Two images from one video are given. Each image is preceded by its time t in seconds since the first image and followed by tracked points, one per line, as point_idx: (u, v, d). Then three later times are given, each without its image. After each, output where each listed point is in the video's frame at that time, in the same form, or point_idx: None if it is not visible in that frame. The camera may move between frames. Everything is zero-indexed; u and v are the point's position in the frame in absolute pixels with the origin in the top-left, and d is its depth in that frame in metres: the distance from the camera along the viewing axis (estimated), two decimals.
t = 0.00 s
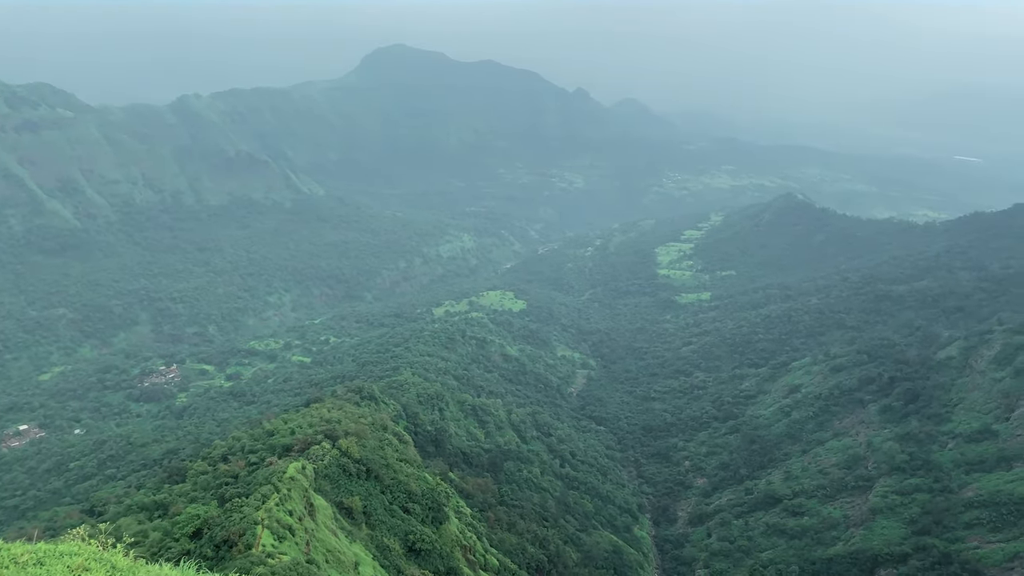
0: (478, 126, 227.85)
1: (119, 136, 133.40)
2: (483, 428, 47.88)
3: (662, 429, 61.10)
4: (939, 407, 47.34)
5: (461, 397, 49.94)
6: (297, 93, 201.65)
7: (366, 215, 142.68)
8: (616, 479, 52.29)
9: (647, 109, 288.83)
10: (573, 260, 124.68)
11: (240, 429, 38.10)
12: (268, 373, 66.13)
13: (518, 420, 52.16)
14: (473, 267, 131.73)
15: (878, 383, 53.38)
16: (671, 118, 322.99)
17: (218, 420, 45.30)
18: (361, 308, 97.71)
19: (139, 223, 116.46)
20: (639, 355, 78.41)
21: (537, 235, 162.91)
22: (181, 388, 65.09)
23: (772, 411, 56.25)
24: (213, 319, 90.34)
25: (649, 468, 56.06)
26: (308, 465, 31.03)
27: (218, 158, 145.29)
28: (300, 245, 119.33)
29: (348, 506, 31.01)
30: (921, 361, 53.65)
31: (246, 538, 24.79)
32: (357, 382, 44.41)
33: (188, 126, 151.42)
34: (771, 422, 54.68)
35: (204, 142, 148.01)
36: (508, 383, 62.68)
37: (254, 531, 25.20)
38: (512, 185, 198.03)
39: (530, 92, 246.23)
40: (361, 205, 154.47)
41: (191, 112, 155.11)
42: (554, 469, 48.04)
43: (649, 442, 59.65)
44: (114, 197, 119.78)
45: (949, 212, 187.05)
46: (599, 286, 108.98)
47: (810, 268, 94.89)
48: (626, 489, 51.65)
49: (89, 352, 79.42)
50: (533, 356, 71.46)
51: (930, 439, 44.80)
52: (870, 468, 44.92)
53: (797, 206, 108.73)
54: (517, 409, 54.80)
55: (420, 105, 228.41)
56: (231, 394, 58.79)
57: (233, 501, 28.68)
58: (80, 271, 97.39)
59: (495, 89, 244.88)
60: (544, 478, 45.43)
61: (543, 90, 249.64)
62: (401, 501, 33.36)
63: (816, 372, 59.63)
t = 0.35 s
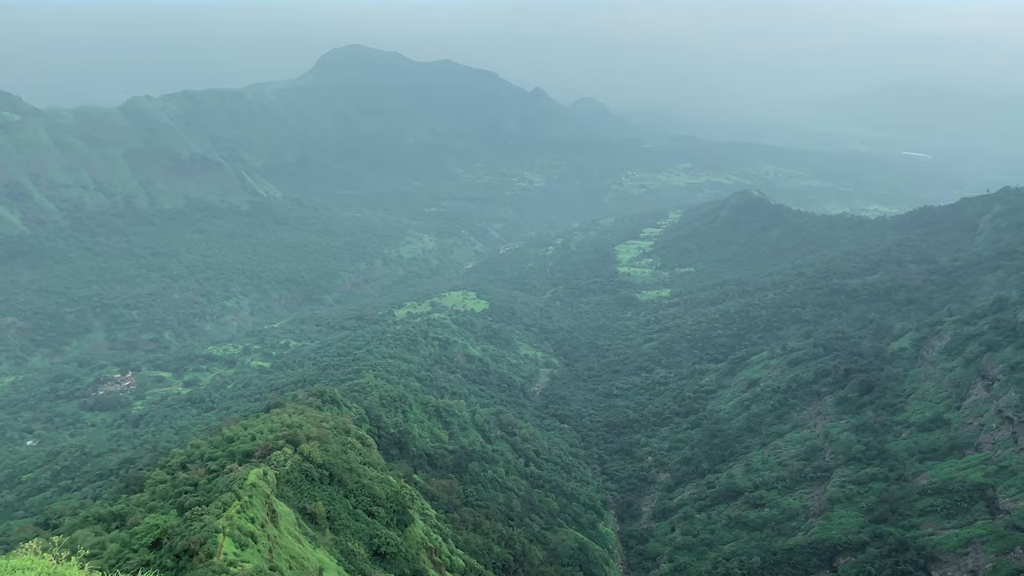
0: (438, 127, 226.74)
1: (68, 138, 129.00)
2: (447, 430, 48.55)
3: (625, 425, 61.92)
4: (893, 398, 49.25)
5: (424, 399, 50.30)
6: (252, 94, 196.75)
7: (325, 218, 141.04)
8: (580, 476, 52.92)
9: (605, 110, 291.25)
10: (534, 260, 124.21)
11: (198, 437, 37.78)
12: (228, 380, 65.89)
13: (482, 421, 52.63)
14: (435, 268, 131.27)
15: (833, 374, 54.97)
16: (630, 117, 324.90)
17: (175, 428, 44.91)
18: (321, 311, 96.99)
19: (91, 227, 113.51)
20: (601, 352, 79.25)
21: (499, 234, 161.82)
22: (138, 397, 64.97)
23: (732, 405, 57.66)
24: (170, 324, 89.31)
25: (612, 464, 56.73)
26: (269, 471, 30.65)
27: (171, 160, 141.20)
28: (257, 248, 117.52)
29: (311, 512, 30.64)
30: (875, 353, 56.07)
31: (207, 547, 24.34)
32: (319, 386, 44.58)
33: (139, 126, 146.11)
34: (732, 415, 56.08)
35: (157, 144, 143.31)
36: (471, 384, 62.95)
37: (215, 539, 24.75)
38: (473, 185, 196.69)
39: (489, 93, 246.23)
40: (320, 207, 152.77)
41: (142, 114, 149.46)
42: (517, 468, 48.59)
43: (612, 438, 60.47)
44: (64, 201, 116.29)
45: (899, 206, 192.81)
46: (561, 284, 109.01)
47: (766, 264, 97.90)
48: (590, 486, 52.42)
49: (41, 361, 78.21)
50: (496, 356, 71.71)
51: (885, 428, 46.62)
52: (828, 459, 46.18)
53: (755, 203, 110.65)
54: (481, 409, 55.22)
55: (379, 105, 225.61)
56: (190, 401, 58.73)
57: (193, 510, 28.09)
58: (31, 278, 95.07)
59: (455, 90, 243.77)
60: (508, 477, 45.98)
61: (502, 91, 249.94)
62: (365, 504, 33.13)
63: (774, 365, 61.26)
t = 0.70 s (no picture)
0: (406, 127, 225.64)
1: (28, 140, 125.83)
2: (419, 431, 48.57)
3: (597, 423, 62.35)
4: (859, 392, 50.33)
5: (395, 400, 50.26)
6: (218, 95, 193.54)
7: (291, 220, 139.46)
8: (552, 475, 53.25)
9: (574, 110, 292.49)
10: (504, 260, 123.96)
11: (165, 442, 37.27)
12: (195, 384, 65.01)
13: (454, 421, 52.69)
14: (405, 269, 130.66)
15: (800, 369, 55.86)
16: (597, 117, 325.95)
17: (142, 434, 44.27)
18: (289, 314, 96.09)
19: (53, 232, 111.20)
20: (572, 351, 79.70)
21: (469, 234, 160.98)
22: (103, 403, 64.00)
23: (701, 401, 58.63)
24: (135, 329, 88.00)
25: (584, 463, 57.12)
26: (239, 476, 30.23)
27: (134, 162, 138.21)
28: (224, 251, 115.91)
29: (281, 516, 30.26)
30: (840, 348, 57.37)
31: (176, 554, 23.93)
32: (289, 390, 44.34)
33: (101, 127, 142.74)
34: (701, 412, 56.89)
35: (121, 145, 140.32)
36: (443, 385, 62.94)
37: (184, 546, 24.34)
38: (443, 185, 195.81)
39: (458, 94, 245.79)
40: (288, 209, 151.09)
41: (104, 115, 145.90)
42: (489, 469, 48.80)
43: (583, 436, 60.88)
44: (24, 204, 113.33)
45: (861, 203, 197.12)
46: (531, 283, 109.09)
47: (733, 262, 99.27)
48: (562, 485, 52.72)
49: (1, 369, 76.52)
50: (468, 356, 71.64)
51: (851, 422, 47.60)
52: (796, 454, 47.05)
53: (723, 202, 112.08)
54: (452, 410, 55.27)
55: (347, 106, 223.57)
56: (157, 406, 57.84)
57: (161, 517, 27.57)
58: None
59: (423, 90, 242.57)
60: (480, 478, 46.12)
61: (470, 92, 249.59)
62: (337, 508, 32.86)
63: (743, 362, 62.17)
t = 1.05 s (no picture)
0: (381, 130, 224.75)
1: None
2: (396, 434, 48.39)
3: (575, 423, 62.56)
4: (832, 389, 51.05)
5: (372, 403, 50.03)
6: (189, 99, 191.42)
7: (264, 223, 138.01)
8: (530, 476, 53.38)
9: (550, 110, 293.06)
10: (480, 262, 123.84)
11: (139, 449, 36.74)
12: (168, 390, 64.21)
13: (432, 423, 52.58)
14: (381, 271, 130.03)
15: (775, 367, 56.46)
16: (572, 119, 326.86)
17: (114, 441, 43.64)
18: (264, 318, 95.26)
19: (22, 238, 109.23)
20: (549, 352, 79.86)
21: (445, 236, 160.40)
22: (73, 411, 63.03)
23: (678, 400, 59.18)
24: (106, 335, 86.76)
25: (562, 463, 57.35)
26: (214, 482, 29.81)
27: (104, 166, 136.19)
28: (197, 255, 114.53)
29: (258, 522, 29.85)
30: (814, 346, 58.18)
31: (150, 563, 23.47)
32: (264, 394, 43.95)
33: (70, 131, 140.54)
34: (677, 411, 57.37)
35: (90, 149, 138.19)
36: (420, 388, 62.73)
37: (158, 555, 23.90)
38: (418, 187, 195.13)
39: (433, 95, 245.06)
40: (263, 213, 149.64)
41: (73, 120, 143.58)
42: (467, 471, 48.78)
43: (561, 437, 61.11)
44: None
45: (833, 202, 200.16)
46: (507, 284, 109.03)
47: (707, 261, 100.20)
48: (541, 486, 52.86)
49: None
50: (445, 359, 71.48)
51: (825, 418, 48.26)
52: (772, 451, 47.59)
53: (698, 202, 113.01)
54: (430, 413, 55.09)
55: (320, 108, 222.18)
56: (130, 413, 57.03)
57: (135, 524, 27.12)
58: None
59: (397, 92, 241.59)
60: (459, 480, 46.12)
61: (444, 93, 248.92)
62: (314, 513, 32.56)
63: (718, 360, 62.80)
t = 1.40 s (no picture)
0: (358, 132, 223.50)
1: None
2: (375, 438, 48.11)
3: (554, 425, 62.66)
4: (808, 387, 51.66)
5: (350, 408, 49.74)
6: (162, 105, 189.46)
7: (240, 227, 136.62)
8: (510, 479, 53.38)
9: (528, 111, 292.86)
10: (458, 264, 123.64)
11: (114, 457, 36.22)
12: (142, 398, 63.35)
13: (411, 427, 52.37)
14: (358, 275, 129.28)
15: (752, 367, 56.96)
16: (551, 121, 327.92)
17: (87, 450, 43.01)
18: (240, 322, 94.35)
19: None
20: (527, 354, 79.92)
21: (423, 239, 159.65)
22: (45, 420, 61.99)
23: (656, 400, 59.57)
24: (80, 342, 85.46)
25: (542, 465, 57.42)
26: (190, 490, 29.35)
27: (76, 172, 134.26)
28: (172, 261, 113.10)
29: (236, 529, 29.34)
30: (790, 345, 58.86)
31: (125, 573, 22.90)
32: (241, 400, 43.53)
33: (41, 136, 138.42)
34: (656, 412, 57.69)
35: (61, 155, 136.20)
36: (399, 392, 62.44)
37: (135, 564, 23.40)
38: (395, 190, 194.40)
39: (409, 96, 243.65)
40: (239, 217, 148.19)
41: (43, 125, 141.45)
42: (447, 474, 48.65)
43: (540, 439, 61.18)
44: None
45: (807, 202, 202.86)
46: (485, 287, 108.92)
47: (684, 262, 100.96)
48: (521, 489, 52.86)
49: None
50: (424, 362, 71.25)
51: (802, 417, 48.79)
52: (749, 449, 48.03)
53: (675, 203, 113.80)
54: (409, 416, 54.88)
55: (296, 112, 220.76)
56: (104, 420, 56.16)
57: (111, 534, 26.60)
58: None
59: (374, 94, 240.27)
60: (438, 484, 45.99)
61: (421, 93, 247.35)
62: (292, 519, 32.15)
63: (695, 360, 63.29)
